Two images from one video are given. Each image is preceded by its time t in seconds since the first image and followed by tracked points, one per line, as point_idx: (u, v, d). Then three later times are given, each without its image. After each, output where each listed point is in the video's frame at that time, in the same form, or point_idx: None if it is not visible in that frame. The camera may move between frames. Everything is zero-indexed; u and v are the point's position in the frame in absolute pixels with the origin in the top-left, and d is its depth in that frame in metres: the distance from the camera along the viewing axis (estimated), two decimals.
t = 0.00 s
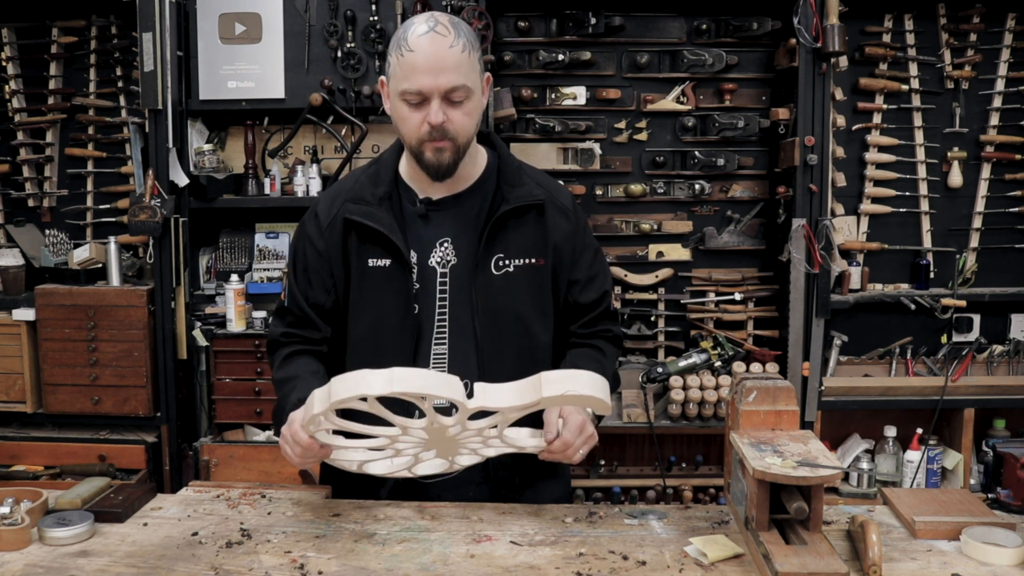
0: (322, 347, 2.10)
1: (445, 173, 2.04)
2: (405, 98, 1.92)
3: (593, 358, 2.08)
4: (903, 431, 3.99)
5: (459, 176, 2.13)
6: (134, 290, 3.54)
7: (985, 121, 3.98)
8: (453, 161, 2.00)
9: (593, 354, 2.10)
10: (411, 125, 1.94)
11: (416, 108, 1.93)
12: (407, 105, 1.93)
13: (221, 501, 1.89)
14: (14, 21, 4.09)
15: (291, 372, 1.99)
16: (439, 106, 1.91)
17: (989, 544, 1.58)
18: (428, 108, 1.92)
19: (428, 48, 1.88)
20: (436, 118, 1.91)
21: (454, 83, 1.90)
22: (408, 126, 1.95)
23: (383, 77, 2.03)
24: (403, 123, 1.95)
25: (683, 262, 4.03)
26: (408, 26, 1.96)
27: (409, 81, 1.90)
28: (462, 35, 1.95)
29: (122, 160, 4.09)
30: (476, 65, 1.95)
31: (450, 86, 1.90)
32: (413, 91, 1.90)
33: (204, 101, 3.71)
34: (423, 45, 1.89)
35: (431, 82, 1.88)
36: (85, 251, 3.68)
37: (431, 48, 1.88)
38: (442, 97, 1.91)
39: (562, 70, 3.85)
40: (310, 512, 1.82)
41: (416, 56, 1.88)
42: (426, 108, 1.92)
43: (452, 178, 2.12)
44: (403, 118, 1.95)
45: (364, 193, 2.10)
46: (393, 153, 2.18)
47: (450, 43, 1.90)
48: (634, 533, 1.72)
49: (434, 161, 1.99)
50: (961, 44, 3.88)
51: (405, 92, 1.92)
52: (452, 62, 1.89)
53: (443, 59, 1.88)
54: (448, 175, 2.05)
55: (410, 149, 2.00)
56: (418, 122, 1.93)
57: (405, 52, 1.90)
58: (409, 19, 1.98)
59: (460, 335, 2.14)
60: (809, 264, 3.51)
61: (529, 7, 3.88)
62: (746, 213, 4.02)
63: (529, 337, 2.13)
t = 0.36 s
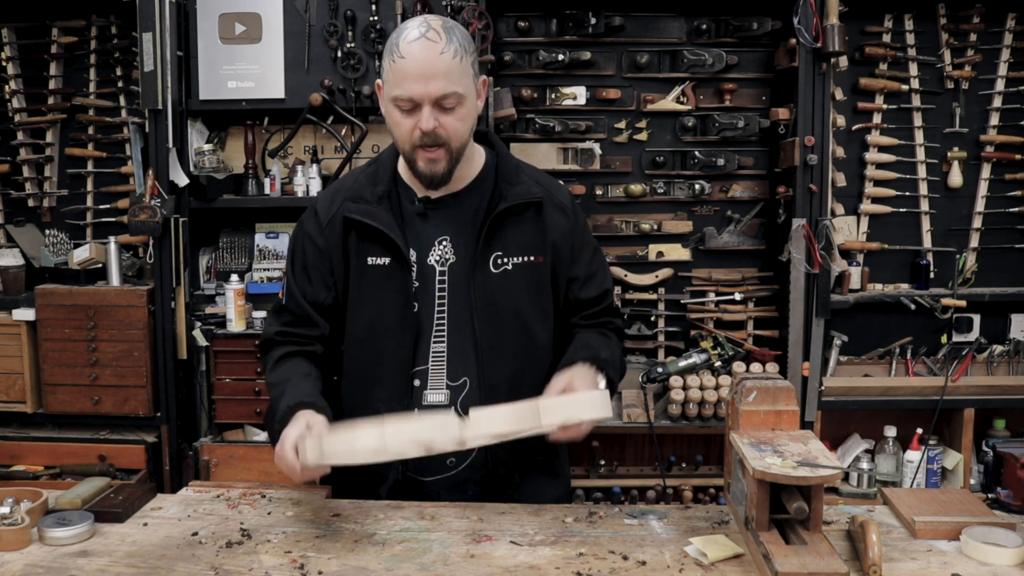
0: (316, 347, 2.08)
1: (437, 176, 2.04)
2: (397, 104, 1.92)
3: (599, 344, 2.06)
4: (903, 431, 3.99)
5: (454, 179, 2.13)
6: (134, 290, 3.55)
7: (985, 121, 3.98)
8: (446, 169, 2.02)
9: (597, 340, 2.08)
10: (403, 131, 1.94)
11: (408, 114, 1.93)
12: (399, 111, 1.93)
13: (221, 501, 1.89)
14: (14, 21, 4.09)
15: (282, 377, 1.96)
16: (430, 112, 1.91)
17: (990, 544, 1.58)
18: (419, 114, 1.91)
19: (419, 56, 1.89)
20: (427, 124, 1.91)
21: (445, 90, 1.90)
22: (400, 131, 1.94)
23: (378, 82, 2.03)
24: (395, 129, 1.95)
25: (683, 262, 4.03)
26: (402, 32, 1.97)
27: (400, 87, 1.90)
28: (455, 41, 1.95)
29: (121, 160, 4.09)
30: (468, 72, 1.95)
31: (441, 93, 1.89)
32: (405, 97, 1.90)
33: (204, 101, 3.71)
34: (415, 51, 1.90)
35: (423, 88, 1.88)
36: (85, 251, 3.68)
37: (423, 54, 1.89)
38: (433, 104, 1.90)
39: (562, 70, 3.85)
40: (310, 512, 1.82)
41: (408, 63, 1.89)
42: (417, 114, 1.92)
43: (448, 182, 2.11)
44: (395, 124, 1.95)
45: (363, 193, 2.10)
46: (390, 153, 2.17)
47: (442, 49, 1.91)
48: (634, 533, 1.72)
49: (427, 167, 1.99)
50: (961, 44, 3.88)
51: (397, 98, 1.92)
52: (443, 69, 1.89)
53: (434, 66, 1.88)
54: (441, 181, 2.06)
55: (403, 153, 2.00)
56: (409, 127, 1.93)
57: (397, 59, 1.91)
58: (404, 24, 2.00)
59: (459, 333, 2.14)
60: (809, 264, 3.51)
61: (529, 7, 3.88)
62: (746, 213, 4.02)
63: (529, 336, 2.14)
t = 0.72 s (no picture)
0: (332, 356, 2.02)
1: (434, 170, 2.03)
2: (392, 96, 1.94)
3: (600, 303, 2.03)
4: (903, 431, 3.99)
5: (446, 175, 2.12)
6: (134, 290, 3.55)
7: (985, 121, 3.98)
8: (441, 159, 2.00)
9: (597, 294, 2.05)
10: (399, 123, 1.95)
11: (403, 106, 1.94)
12: (395, 104, 1.95)
13: (221, 501, 1.89)
14: (14, 21, 4.09)
15: (319, 406, 1.87)
16: (425, 102, 1.92)
17: (989, 544, 1.58)
18: (414, 105, 1.93)
19: (413, 46, 1.90)
20: (423, 114, 1.92)
21: (440, 80, 1.91)
22: (396, 124, 1.95)
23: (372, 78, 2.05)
24: (391, 121, 1.96)
25: (683, 262, 4.03)
26: (395, 25, 1.98)
27: (395, 79, 1.92)
28: (448, 34, 1.96)
29: (122, 160, 4.10)
30: (462, 63, 1.96)
31: (436, 83, 1.90)
32: (400, 89, 1.92)
33: (204, 101, 3.71)
34: (408, 43, 1.90)
35: (418, 78, 1.90)
36: (85, 251, 3.68)
37: (416, 45, 1.90)
38: (428, 94, 1.92)
39: (562, 70, 3.85)
40: (310, 512, 1.82)
41: (402, 53, 1.90)
42: (413, 105, 1.93)
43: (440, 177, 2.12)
44: (391, 116, 1.97)
45: (359, 193, 2.10)
46: (384, 152, 2.18)
47: (435, 40, 1.91)
48: (634, 533, 1.72)
49: (422, 158, 1.98)
50: (961, 44, 3.88)
51: (392, 91, 1.93)
52: (436, 59, 1.89)
53: (428, 56, 1.89)
54: (436, 173, 2.04)
55: (399, 146, 2.00)
56: (405, 119, 1.94)
57: (391, 51, 1.92)
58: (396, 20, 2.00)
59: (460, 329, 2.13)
60: (809, 264, 3.51)
61: (529, 7, 3.88)
62: (746, 213, 4.02)
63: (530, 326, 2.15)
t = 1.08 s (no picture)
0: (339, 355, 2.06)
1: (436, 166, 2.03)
2: (397, 89, 1.94)
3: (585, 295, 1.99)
4: (903, 431, 3.99)
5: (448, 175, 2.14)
6: (134, 290, 3.55)
7: (985, 121, 3.98)
8: (444, 155, 2.01)
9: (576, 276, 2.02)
10: (403, 116, 1.95)
11: (408, 99, 1.94)
12: (399, 97, 1.95)
13: (221, 501, 1.89)
14: (14, 21, 4.09)
15: (343, 405, 1.93)
16: (431, 95, 1.92)
17: (989, 544, 1.58)
18: (419, 97, 1.93)
19: (420, 39, 1.91)
20: (428, 107, 1.92)
21: (446, 72, 1.92)
22: (400, 117, 1.95)
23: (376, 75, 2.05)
24: (395, 114, 1.96)
25: (683, 262, 4.03)
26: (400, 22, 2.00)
27: (401, 71, 1.92)
28: (452, 30, 1.98)
29: (122, 160, 4.10)
30: (466, 59, 1.98)
31: (441, 75, 1.91)
32: (405, 81, 1.92)
33: (204, 101, 3.71)
34: (414, 36, 1.91)
35: (424, 71, 1.90)
36: (85, 251, 3.68)
37: (422, 38, 1.91)
38: (433, 87, 1.92)
39: (562, 70, 3.85)
40: (310, 512, 1.82)
41: (409, 47, 1.91)
42: (418, 97, 1.94)
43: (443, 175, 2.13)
44: (395, 109, 1.97)
45: (361, 194, 2.09)
46: (385, 152, 2.17)
47: (441, 34, 1.93)
48: (634, 533, 1.72)
49: (426, 154, 1.99)
50: (961, 44, 3.88)
51: (397, 84, 1.93)
52: (443, 52, 1.91)
53: (434, 49, 1.90)
54: (438, 169, 2.04)
55: (401, 141, 1.99)
56: (409, 112, 1.94)
57: (397, 45, 1.93)
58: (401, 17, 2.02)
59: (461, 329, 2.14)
60: (809, 264, 3.51)
61: (529, 7, 3.88)
62: (746, 213, 4.02)
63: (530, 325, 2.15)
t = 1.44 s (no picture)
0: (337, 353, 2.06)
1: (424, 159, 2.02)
2: (384, 80, 1.95)
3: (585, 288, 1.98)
4: (903, 431, 3.99)
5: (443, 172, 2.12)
6: (134, 290, 3.55)
7: (985, 121, 3.98)
8: (434, 146, 1.99)
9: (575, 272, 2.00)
10: (392, 107, 1.96)
11: (395, 90, 1.95)
12: (386, 89, 1.96)
13: (221, 501, 1.89)
14: (14, 21, 4.09)
15: (337, 405, 1.92)
16: (416, 83, 1.94)
17: (989, 544, 1.58)
18: (405, 86, 1.94)
19: (405, 30, 1.94)
20: (414, 95, 1.93)
21: (431, 61, 1.93)
22: (388, 108, 1.96)
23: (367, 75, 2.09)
24: (384, 106, 1.97)
25: (683, 262, 4.03)
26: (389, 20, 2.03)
27: (387, 62, 1.94)
28: (439, 23, 2.00)
29: (122, 160, 4.10)
30: (454, 51, 1.99)
31: (427, 63, 1.93)
32: (391, 72, 1.94)
33: (204, 101, 3.71)
34: (400, 28, 1.94)
35: (409, 59, 1.92)
36: (85, 251, 3.68)
37: (408, 29, 1.93)
38: (419, 75, 1.94)
39: (562, 70, 3.85)
40: (310, 512, 1.82)
41: (394, 37, 1.93)
42: (404, 88, 1.95)
43: (437, 172, 2.11)
44: (382, 102, 1.98)
45: (359, 196, 2.09)
46: (381, 155, 2.17)
47: (427, 25, 1.95)
48: (634, 533, 1.72)
49: (415, 144, 1.98)
50: (961, 44, 3.88)
51: (384, 75, 1.95)
52: (428, 40, 1.93)
53: (419, 38, 1.93)
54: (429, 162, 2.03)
55: (391, 134, 2.00)
56: (397, 102, 1.95)
57: (383, 37, 1.95)
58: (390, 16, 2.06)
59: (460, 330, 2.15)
60: (810, 264, 3.51)
61: (529, 7, 3.88)
62: (746, 213, 4.02)
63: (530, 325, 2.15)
